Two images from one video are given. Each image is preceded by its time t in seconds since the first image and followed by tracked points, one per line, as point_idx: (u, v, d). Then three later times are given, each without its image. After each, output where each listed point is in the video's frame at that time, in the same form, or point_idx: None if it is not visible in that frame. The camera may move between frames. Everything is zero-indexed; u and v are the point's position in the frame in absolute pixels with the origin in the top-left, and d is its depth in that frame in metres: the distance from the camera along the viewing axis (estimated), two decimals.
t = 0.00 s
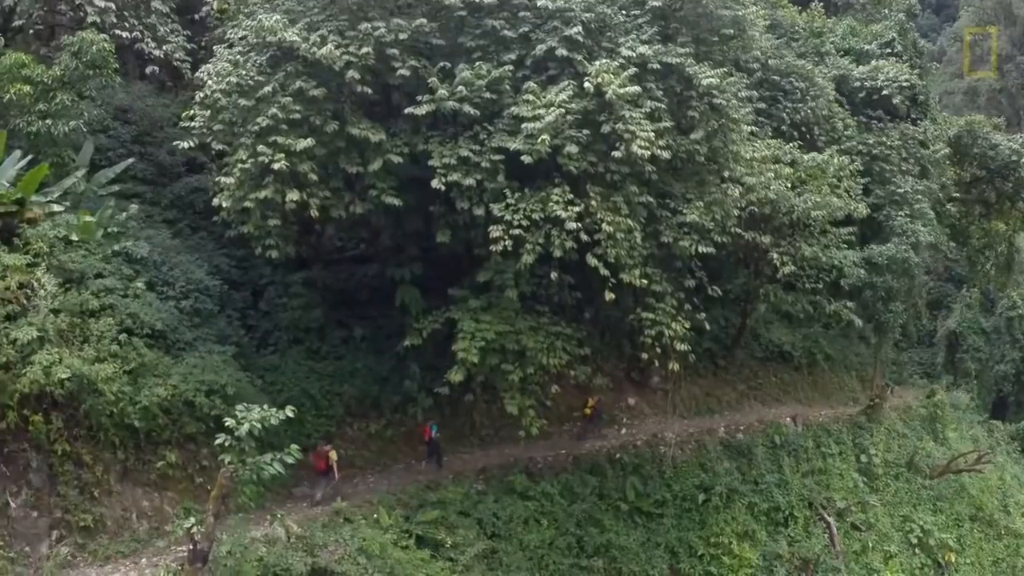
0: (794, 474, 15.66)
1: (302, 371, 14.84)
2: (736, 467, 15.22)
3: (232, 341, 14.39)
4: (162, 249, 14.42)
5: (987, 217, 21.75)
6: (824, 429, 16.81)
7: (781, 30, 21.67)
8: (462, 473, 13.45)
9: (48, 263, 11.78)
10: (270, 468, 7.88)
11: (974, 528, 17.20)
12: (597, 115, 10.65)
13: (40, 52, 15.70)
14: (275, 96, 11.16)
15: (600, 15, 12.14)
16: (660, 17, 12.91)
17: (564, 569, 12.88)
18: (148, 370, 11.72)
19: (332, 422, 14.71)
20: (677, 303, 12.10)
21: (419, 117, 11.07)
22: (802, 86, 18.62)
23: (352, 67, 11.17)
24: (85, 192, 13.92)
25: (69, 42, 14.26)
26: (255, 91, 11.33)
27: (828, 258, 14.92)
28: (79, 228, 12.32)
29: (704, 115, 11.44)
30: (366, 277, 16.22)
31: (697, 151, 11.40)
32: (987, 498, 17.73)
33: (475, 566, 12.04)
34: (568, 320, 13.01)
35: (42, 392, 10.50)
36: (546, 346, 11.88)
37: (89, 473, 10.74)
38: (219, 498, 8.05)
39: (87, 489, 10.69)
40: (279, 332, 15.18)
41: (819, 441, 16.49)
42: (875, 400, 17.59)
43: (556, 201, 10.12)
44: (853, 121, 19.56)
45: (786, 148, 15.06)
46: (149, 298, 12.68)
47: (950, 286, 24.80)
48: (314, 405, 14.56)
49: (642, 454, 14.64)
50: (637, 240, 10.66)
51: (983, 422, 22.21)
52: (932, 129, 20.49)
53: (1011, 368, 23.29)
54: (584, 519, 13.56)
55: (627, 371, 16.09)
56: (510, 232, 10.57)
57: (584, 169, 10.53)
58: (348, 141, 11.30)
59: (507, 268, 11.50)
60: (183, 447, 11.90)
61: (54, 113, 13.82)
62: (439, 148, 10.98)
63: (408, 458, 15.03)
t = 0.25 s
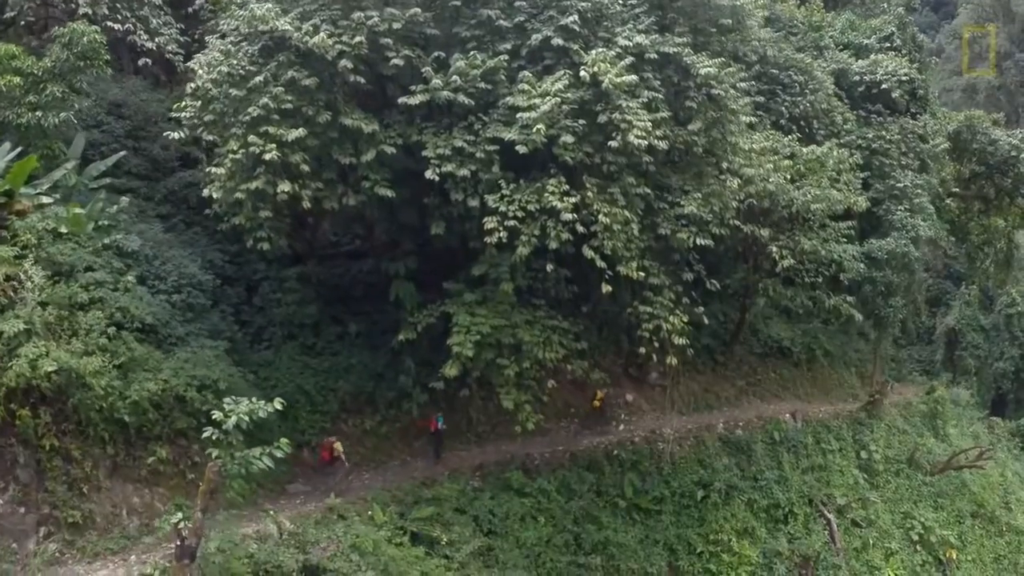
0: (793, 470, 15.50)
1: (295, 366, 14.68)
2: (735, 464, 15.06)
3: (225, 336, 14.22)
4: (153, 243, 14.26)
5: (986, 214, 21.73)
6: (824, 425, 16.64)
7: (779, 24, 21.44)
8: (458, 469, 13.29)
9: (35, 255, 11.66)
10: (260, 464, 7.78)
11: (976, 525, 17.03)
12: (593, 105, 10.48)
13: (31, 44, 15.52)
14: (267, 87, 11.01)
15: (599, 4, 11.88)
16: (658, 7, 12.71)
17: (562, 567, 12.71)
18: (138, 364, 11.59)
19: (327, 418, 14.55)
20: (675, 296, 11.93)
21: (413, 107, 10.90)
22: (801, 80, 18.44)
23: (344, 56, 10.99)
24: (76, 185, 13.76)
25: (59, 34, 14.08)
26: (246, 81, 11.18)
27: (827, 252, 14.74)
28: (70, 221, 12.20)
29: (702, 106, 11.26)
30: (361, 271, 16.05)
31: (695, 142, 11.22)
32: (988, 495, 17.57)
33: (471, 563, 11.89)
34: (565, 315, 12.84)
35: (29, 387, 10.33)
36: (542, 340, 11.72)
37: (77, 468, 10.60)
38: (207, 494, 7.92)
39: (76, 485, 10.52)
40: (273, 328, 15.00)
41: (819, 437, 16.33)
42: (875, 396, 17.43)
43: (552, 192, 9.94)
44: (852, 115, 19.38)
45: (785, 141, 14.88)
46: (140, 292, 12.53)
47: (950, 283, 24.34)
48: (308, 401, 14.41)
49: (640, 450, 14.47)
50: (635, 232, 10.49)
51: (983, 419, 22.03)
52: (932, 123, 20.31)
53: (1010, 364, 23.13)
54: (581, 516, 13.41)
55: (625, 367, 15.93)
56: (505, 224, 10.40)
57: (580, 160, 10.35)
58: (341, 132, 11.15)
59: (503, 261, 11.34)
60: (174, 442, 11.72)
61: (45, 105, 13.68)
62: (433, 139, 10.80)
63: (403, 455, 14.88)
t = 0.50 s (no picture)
0: (794, 469, 15.34)
1: (292, 363, 14.53)
2: (735, 462, 14.91)
3: (221, 332, 14.09)
4: (148, 239, 14.13)
5: (988, 212, 21.57)
6: (825, 423, 16.48)
7: (780, 21, 21.20)
8: (455, 467, 13.14)
9: (26, 249, 11.60)
10: (250, 459, 7.69)
11: (978, 525, 16.86)
12: (591, 98, 10.34)
13: (25, 38, 15.39)
14: (261, 79, 10.91)
15: None
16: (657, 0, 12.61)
17: (560, 567, 12.56)
18: (131, 360, 11.52)
19: (323, 416, 14.41)
20: (675, 292, 11.78)
21: (409, 100, 10.76)
22: (802, 76, 18.28)
23: (340, 49, 10.89)
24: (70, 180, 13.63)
25: (53, 27, 13.96)
26: (241, 74, 11.08)
27: (828, 249, 14.59)
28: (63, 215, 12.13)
29: (702, 99, 11.13)
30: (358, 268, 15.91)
31: (695, 136, 11.07)
32: (991, 494, 17.40)
33: (467, 563, 11.76)
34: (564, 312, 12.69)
35: (19, 381, 10.26)
36: (541, 337, 11.57)
37: (69, 464, 10.46)
38: (196, 490, 7.83)
39: (66, 482, 10.37)
40: (270, 325, 14.85)
41: (820, 436, 16.18)
42: (877, 395, 17.28)
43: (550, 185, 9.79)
44: (853, 112, 19.22)
45: (786, 136, 14.73)
46: (133, 287, 12.42)
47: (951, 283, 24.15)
48: (304, 399, 14.27)
49: (640, 449, 14.31)
50: (634, 227, 10.34)
51: (985, 418, 21.85)
52: (934, 120, 20.14)
53: (1012, 364, 22.75)
54: (580, 515, 13.26)
55: (625, 365, 15.79)
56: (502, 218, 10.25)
57: (578, 154, 10.21)
58: (336, 125, 11.03)
59: (500, 257, 11.19)
60: (168, 440, 11.61)
61: (37, 99, 13.56)
62: (429, 133, 10.66)
63: (400, 453, 14.74)
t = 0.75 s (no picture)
0: (794, 469, 15.14)
1: (286, 360, 14.35)
2: (735, 462, 14.71)
3: (214, 328, 13.91)
4: (141, 233, 13.95)
5: (990, 213, 21.42)
6: (826, 423, 16.29)
7: (780, 19, 20.84)
8: (451, 466, 12.97)
9: (13, 242, 11.50)
10: (235, 455, 7.53)
11: (980, 526, 16.65)
12: (588, 90, 10.15)
13: (18, 31, 15.22)
14: (253, 70, 10.79)
15: None
16: None
17: (556, 568, 12.45)
18: (120, 355, 11.40)
19: (318, 413, 14.24)
20: (674, 289, 11.59)
21: (403, 92, 10.60)
22: (803, 72, 18.09)
23: (333, 40, 10.72)
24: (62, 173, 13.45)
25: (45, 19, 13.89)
26: (232, 65, 10.93)
27: (830, 246, 14.39)
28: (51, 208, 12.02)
29: (701, 93, 10.91)
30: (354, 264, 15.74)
31: (694, 130, 10.86)
32: (993, 495, 17.19)
33: (461, 563, 11.59)
34: (561, 309, 12.51)
35: (5, 376, 10.16)
36: (537, 334, 11.39)
37: (56, 460, 10.31)
38: (180, 487, 7.69)
39: (53, 478, 10.22)
40: (265, 321, 14.63)
41: (821, 435, 15.98)
42: (878, 394, 17.08)
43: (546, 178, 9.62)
44: (855, 109, 19.02)
45: (787, 132, 14.54)
46: (124, 282, 12.28)
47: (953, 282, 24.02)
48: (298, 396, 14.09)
49: (638, 448, 14.12)
50: (632, 221, 10.15)
51: (987, 419, 21.62)
52: (937, 118, 19.93)
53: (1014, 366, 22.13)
54: (576, 515, 13.09)
55: (623, 362, 15.59)
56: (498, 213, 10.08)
57: (575, 147, 10.03)
58: (329, 118, 10.89)
59: (496, 252, 11.01)
60: (158, 435, 11.50)
61: (30, 91, 13.36)
62: (423, 125, 10.49)
63: (396, 451, 14.57)
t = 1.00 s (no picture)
0: (794, 468, 14.96)
1: (280, 358, 14.18)
2: (734, 461, 14.53)
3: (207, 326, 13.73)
4: (133, 230, 13.77)
5: (992, 210, 21.27)
6: (826, 421, 16.11)
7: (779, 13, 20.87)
8: (446, 466, 12.81)
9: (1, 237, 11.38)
10: (222, 453, 7.41)
11: (981, 526, 16.46)
12: (583, 84, 9.96)
13: (9, 26, 15.05)
14: (242, 64, 10.72)
15: None
16: None
17: (552, 568, 12.30)
18: (109, 353, 11.23)
19: (312, 412, 14.08)
20: (671, 285, 11.41)
21: (395, 85, 10.44)
22: (803, 68, 17.91)
23: (324, 33, 10.54)
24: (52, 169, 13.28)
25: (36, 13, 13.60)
26: (222, 58, 10.86)
27: (829, 243, 14.19)
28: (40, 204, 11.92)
29: (698, 87, 10.72)
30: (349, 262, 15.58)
31: (691, 124, 10.66)
32: (995, 495, 16.99)
33: (456, 563, 11.42)
34: (557, 306, 12.34)
35: None
36: (532, 332, 11.23)
37: (44, 459, 10.16)
38: (165, 485, 7.57)
39: (40, 477, 10.06)
40: (259, 320, 14.42)
41: (821, 434, 15.81)
42: (878, 393, 16.90)
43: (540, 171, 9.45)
44: (855, 105, 18.85)
45: (786, 128, 14.35)
46: (114, 278, 12.22)
47: (953, 280, 23.64)
48: (292, 395, 13.92)
49: (636, 447, 13.93)
50: (628, 216, 9.96)
51: (989, 419, 21.42)
52: (937, 115, 19.72)
53: (1015, 365, 21.72)
54: (573, 515, 12.93)
55: (621, 360, 15.45)
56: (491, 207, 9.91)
57: (569, 141, 9.86)
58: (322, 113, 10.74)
59: (490, 248, 10.85)
60: (148, 434, 11.38)
61: (20, 86, 13.18)
62: (416, 119, 10.32)
63: (391, 450, 14.41)
